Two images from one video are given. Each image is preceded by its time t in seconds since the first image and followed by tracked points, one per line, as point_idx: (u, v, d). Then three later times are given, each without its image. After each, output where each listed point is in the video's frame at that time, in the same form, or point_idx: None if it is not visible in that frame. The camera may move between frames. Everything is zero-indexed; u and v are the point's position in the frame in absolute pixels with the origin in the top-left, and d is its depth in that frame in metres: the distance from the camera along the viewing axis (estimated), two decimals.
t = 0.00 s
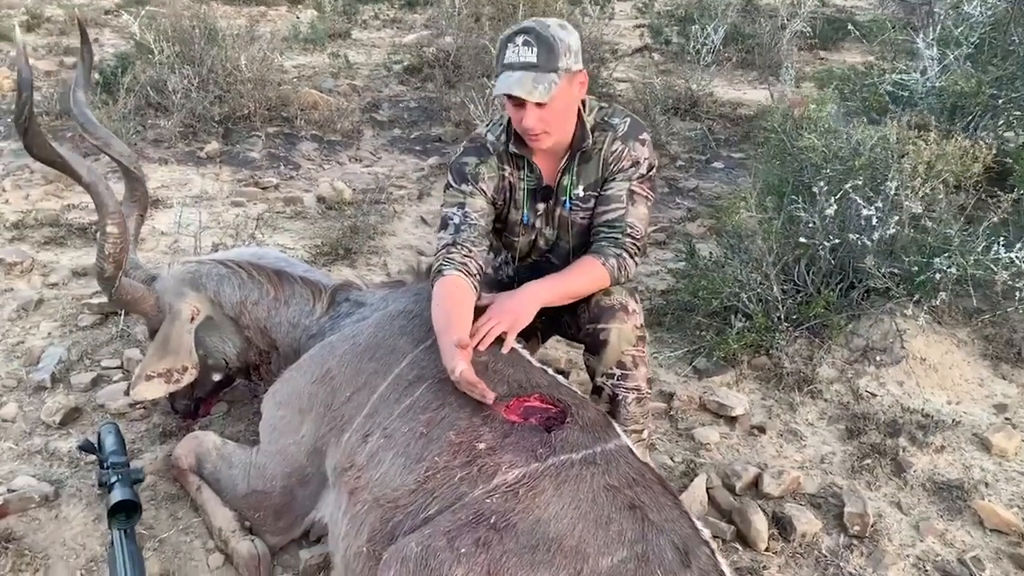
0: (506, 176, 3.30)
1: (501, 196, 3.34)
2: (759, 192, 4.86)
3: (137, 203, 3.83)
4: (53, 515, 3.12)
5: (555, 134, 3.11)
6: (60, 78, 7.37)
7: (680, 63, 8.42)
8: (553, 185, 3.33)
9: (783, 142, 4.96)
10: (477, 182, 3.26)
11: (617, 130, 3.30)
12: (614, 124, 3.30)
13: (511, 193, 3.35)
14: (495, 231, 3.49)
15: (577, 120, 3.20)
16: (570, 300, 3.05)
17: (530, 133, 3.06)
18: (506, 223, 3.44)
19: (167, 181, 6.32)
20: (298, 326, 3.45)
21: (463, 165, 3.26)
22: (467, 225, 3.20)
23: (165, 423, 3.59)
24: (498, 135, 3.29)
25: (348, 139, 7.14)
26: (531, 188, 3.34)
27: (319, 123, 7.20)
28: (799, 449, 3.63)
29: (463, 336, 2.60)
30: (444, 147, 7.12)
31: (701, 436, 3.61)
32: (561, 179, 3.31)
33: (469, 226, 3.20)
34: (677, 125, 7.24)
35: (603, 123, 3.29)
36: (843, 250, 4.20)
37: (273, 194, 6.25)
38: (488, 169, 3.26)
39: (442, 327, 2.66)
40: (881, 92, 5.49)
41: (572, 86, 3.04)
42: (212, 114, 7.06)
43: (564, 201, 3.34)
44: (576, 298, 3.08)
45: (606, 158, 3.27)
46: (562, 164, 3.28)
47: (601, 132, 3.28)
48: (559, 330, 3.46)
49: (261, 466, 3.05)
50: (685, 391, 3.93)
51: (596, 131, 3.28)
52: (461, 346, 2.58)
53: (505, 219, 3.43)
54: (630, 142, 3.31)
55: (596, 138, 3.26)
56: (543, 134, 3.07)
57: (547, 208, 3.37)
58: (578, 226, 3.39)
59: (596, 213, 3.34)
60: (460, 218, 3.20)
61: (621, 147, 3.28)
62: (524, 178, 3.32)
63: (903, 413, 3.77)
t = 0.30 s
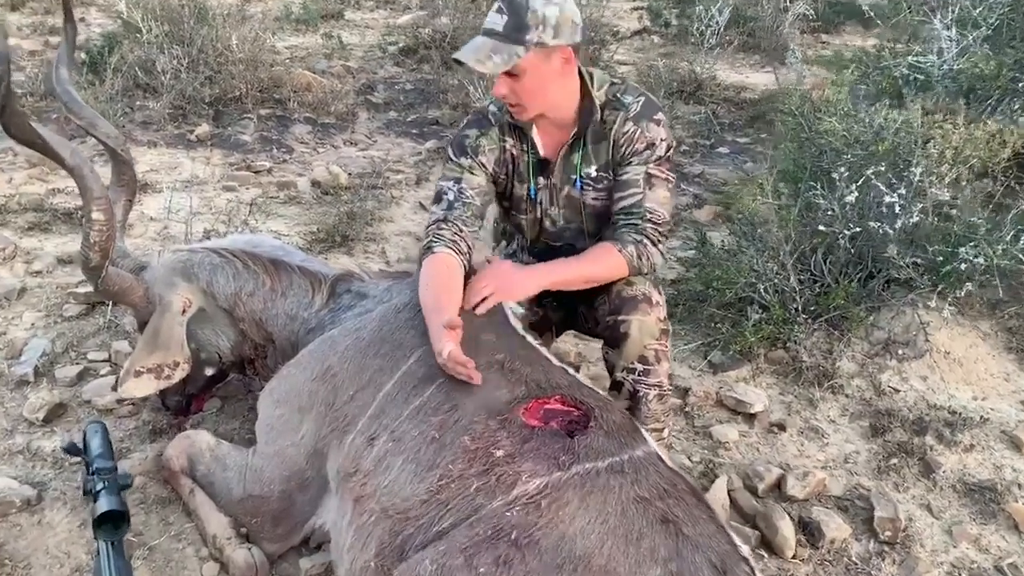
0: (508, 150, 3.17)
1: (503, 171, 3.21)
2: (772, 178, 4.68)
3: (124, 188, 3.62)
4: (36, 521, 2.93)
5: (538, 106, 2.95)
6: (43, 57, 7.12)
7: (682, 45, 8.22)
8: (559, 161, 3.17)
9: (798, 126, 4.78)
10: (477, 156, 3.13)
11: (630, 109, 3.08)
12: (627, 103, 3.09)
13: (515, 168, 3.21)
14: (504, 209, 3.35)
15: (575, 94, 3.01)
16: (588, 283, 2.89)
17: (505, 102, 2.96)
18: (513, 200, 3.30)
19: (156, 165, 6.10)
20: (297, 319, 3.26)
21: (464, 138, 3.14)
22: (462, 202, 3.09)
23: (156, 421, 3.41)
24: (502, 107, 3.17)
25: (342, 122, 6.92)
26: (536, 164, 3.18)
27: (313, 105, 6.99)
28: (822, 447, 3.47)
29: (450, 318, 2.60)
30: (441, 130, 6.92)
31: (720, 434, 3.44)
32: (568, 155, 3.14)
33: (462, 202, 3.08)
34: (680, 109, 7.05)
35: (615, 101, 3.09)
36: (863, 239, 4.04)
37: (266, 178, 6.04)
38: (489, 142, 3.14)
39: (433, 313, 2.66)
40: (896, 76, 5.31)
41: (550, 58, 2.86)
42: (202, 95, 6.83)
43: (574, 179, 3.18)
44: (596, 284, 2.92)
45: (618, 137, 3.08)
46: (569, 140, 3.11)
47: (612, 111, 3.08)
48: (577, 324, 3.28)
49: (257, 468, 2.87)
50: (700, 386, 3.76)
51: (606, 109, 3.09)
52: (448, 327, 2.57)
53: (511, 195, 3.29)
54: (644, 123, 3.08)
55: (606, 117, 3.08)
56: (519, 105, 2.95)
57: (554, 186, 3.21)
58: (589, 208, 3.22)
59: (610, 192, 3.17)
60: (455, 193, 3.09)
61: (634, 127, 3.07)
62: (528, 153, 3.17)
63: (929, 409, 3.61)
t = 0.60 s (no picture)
0: (505, 116, 3.08)
1: (500, 141, 3.13)
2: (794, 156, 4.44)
3: (109, 171, 3.35)
4: (18, 536, 2.70)
5: (535, 64, 2.84)
6: (20, 30, 6.78)
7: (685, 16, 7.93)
8: (560, 124, 3.04)
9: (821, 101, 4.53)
10: (470, 125, 3.07)
11: (638, 72, 2.91)
12: (635, 65, 2.92)
13: (514, 136, 3.12)
14: (510, 180, 3.27)
15: (573, 49, 2.87)
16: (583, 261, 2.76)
17: (500, 60, 2.84)
18: (517, 169, 3.20)
19: (142, 143, 5.81)
20: (297, 313, 2.99)
21: (460, 105, 3.09)
22: (448, 173, 3.04)
23: (147, 422, 3.18)
24: (501, 72, 3.09)
25: (335, 97, 6.63)
26: (537, 129, 3.07)
27: (304, 79, 6.69)
28: (859, 444, 3.26)
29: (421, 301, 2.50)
30: (438, 105, 6.64)
31: (752, 431, 3.23)
32: (570, 118, 3.01)
33: (450, 175, 3.03)
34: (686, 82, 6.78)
35: (621, 63, 2.93)
36: (894, 219, 3.81)
37: (257, 156, 5.76)
38: (484, 109, 3.07)
39: (404, 292, 2.56)
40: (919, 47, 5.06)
41: (543, 11, 2.73)
42: (189, 69, 6.51)
43: (579, 145, 3.03)
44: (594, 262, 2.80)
45: (624, 102, 2.92)
46: (572, 101, 2.99)
47: (619, 74, 2.92)
48: (605, 315, 3.08)
49: (260, 479, 2.63)
50: (727, 378, 3.55)
51: (610, 71, 2.93)
52: (416, 312, 2.48)
53: (514, 164, 3.19)
54: (653, 88, 2.90)
55: (612, 81, 2.92)
56: (514, 62, 2.82)
57: (556, 152, 3.08)
58: (596, 176, 3.07)
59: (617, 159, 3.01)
60: (444, 164, 3.05)
61: (641, 92, 2.90)
62: (528, 118, 3.07)
63: (971, 402, 3.40)
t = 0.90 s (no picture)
0: (533, 70, 2.86)
1: (529, 96, 2.92)
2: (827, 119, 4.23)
3: (110, 141, 3.10)
4: (29, 540, 2.50)
5: (567, 8, 2.58)
6: None
7: None
8: (592, 71, 2.80)
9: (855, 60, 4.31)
10: (495, 79, 2.87)
11: (677, 10, 2.66)
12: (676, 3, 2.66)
13: (543, 91, 2.90)
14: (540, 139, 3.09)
15: None
16: (622, 233, 2.58)
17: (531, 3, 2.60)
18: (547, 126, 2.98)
19: (133, 107, 5.53)
20: (322, 295, 2.78)
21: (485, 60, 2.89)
22: (470, 135, 2.86)
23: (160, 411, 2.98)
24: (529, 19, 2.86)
25: (332, 57, 6.34)
26: (568, 79, 2.83)
27: (300, 39, 6.39)
28: (913, 426, 3.10)
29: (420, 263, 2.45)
30: (440, 66, 6.36)
31: (802, 414, 3.06)
32: (604, 65, 2.76)
33: (472, 138, 2.86)
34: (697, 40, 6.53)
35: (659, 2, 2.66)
36: (942, 184, 3.62)
37: (255, 121, 5.50)
38: (509, 62, 2.85)
39: (406, 249, 2.53)
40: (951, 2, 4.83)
41: None
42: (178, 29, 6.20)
43: (612, 93, 2.80)
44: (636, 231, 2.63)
45: (661, 42, 2.67)
46: (606, 47, 2.73)
47: (658, 14, 2.66)
48: (649, 292, 2.94)
49: (291, 475, 2.43)
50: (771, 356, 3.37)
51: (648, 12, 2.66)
52: (405, 274, 2.45)
53: (544, 119, 2.97)
54: (694, 25, 2.65)
55: (650, 21, 2.66)
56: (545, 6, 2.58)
57: (588, 103, 2.86)
58: (632, 126, 2.85)
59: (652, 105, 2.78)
60: (465, 126, 2.88)
61: (680, 30, 2.65)
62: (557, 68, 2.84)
63: None
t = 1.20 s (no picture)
0: (600, 13, 2.80)
1: (595, 41, 2.85)
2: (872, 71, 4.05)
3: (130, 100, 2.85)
4: (71, 538, 2.30)
5: None
6: None
7: None
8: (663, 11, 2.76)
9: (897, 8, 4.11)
10: (561, 21, 2.80)
11: None
12: None
13: (610, 33, 2.85)
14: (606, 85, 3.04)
15: None
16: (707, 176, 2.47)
17: None
18: (616, 69, 2.95)
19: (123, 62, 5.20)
20: (374, 266, 2.56)
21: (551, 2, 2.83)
22: (533, 80, 2.76)
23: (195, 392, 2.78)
24: None
25: (328, 9, 6.02)
26: (638, 20, 2.79)
27: None
28: (987, 395, 2.97)
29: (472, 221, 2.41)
30: (442, 16, 6.06)
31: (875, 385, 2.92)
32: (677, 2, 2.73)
33: (533, 83, 2.76)
34: None
35: None
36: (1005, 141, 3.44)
37: (254, 77, 5.19)
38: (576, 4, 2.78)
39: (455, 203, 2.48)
40: None
41: None
42: None
43: (685, 32, 2.77)
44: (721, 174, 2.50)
45: None
46: None
47: None
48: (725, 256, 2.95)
49: (355, 464, 2.24)
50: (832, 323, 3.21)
51: None
52: (454, 228, 2.40)
53: (612, 63, 2.94)
54: None
55: None
56: None
57: (660, 44, 2.83)
58: (705, 66, 2.82)
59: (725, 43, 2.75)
60: (527, 72, 2.78)
61: None
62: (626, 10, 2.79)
63: None
